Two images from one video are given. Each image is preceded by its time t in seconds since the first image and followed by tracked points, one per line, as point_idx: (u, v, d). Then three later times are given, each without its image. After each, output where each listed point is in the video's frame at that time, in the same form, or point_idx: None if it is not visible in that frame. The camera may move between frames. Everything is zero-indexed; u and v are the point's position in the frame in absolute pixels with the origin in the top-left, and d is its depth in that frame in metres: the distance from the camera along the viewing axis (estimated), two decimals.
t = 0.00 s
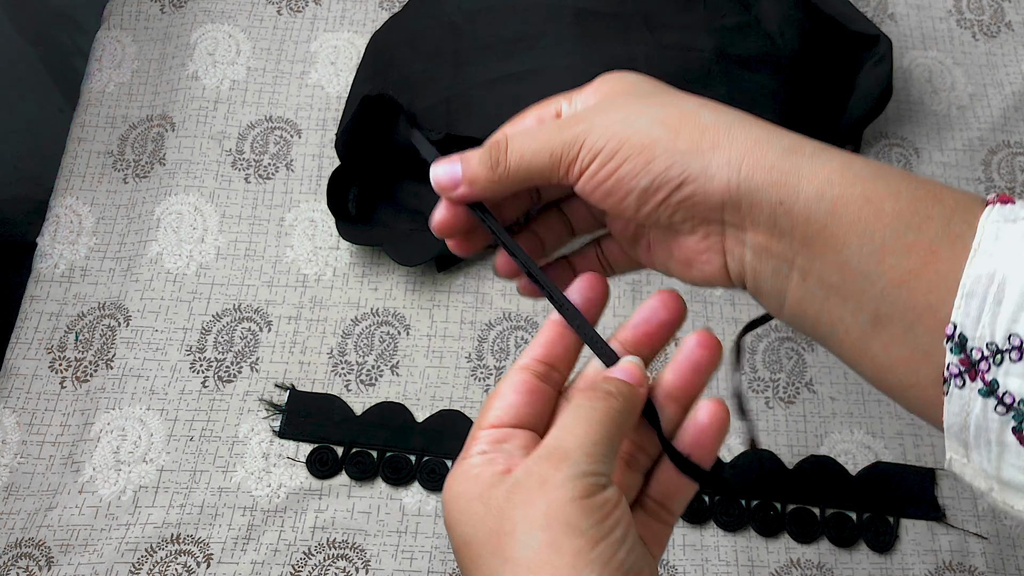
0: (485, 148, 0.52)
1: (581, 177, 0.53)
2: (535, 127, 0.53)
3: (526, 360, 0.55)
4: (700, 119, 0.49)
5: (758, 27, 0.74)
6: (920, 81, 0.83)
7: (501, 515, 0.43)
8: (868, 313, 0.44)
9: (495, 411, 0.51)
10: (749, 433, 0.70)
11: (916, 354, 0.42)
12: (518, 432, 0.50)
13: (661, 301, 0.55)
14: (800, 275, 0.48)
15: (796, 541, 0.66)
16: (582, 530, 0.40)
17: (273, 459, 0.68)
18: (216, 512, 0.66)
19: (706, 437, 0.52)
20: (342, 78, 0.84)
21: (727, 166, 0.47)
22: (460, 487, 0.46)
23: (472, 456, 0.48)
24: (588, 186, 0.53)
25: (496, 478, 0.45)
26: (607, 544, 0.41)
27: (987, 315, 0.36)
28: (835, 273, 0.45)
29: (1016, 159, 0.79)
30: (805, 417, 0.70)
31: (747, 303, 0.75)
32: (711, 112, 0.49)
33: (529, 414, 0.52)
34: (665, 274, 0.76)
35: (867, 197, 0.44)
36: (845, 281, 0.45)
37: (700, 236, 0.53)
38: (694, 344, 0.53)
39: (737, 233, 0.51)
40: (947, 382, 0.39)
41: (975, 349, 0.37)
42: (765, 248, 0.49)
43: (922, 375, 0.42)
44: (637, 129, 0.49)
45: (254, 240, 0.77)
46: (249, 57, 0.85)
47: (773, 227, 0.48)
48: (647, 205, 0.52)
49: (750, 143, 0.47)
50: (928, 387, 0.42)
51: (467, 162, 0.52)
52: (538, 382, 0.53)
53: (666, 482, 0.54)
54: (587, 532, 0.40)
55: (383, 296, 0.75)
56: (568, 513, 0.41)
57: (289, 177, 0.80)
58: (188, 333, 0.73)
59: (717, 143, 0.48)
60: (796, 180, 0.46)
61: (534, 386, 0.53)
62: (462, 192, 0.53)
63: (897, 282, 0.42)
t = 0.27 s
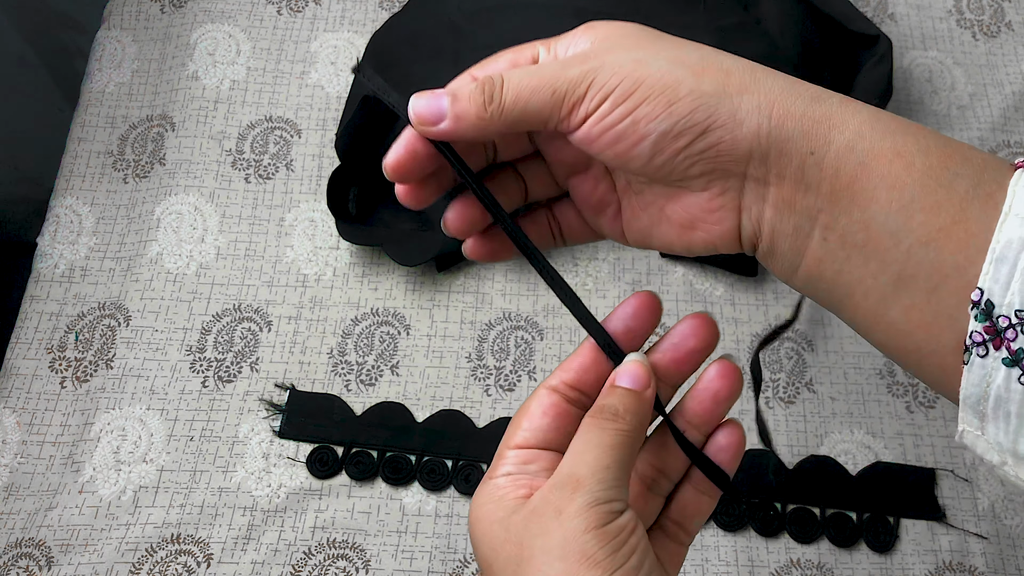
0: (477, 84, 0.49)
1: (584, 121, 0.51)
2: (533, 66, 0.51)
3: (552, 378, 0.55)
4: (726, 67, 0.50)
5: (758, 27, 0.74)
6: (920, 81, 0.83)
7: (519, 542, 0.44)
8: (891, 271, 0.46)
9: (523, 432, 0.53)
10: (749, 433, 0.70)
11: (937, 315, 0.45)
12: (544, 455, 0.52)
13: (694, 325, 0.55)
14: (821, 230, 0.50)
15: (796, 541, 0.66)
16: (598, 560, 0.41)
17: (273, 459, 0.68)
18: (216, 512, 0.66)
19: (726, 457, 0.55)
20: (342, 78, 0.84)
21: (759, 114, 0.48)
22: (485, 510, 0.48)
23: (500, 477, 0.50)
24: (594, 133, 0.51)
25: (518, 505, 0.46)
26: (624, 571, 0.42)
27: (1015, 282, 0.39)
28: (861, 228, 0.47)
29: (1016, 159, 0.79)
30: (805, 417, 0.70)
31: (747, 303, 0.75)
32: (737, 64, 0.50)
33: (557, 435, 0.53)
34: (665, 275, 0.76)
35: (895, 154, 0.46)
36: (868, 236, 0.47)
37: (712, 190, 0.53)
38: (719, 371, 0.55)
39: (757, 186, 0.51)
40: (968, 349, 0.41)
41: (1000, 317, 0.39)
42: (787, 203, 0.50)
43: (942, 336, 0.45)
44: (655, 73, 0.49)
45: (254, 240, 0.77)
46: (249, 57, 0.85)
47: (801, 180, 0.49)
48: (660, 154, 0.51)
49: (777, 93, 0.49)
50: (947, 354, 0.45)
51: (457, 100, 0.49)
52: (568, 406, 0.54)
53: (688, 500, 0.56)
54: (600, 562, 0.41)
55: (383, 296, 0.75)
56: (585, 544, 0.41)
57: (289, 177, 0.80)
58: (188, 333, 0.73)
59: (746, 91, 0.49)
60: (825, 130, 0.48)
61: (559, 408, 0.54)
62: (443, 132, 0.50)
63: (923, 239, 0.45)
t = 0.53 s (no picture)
0: (486, 63, 0.50)
1: (593, 103, 0.52)
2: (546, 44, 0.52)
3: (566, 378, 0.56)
4: (730, 52, 0.50)
5: (758, 27, 0.74)
6: (920, 81, 0.83)
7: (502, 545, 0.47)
8: (900, 273, 0.45)
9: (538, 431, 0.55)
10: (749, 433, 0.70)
11: (944, 318, 0.44)
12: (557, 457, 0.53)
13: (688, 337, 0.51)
14: (825, 227, 0.49)
15: (796, 541, 0.66)
16: None
17: (273, 459, 0.68)
18: (216, 512, 0.66)
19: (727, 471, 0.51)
20: (342, 78, 0.84)
21: (761, 108, 0.48)
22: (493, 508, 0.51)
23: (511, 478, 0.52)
24: (599, 112, 0.52)
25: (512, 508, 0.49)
26: None
27: None
28: (867, 227, 0.46)
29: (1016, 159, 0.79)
30: (805, 418, 0.70)
31: (747, 303, 0.75)
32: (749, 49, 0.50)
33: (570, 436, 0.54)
34: (665, 275, 0.76)
35: (905, 149, 0.45)
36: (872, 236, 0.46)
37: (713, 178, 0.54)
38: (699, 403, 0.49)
39: (756, 177, 0.51)
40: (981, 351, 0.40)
41: (1016, 319, 0.38)
42: (788, 197, 0.50)
43: (953, 338, 0.44)
44: (664, 57, 0.50)
45: (254, 240, 0.77)
46: (250, 57, 0.85)
47: (801, 174, 0.48)
48: (659, 139, 0.52)
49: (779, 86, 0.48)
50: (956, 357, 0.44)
51: (465, 80, 0.51)
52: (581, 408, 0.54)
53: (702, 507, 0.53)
54: None
55: (383, 296, 0.75)
56: (544, 556, 0.43)
57: (289, 177, 0.80)
58: (188, 333, 0.73)
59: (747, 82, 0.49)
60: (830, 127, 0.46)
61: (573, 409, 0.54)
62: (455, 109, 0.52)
63: (933, 239, 0.43)
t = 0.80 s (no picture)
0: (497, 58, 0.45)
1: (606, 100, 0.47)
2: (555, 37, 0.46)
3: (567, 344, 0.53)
4: (761, 39, 0.45)
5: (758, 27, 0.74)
6: (920, 81, 0.83)
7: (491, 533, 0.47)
8: (930, 267, 0.44)
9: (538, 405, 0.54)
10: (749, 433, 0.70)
11: (982, 314, 0.42)
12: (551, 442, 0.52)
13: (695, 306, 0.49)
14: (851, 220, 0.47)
15: (796, 541, 0.66)
16: None
17: (273, 459, 0.68)
18: (216, 512, 0.66)
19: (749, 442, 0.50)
20: (342, 78, 0.84)
21: (800, 95, 0.44)
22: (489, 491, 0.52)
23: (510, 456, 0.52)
24: (625, 113, 0.48)
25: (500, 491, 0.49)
26: None
27: None
28: (900, 220, 0.44)
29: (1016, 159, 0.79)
30: (805, 418, 0.70)
31: (747, 303, 0.75)
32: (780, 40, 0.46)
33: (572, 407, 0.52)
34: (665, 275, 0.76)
35: (941, 140, 0.43)
36: (909, 231, 0.44)
37: (742, 178, 0.49)
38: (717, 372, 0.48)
39: (789, 173, 0.47)
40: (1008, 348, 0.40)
41: None
42: (817, 192, 0.47)
43: (985, 335, 0.43)
44: (693, 46, 0.45)
45: (254, 240, 0.77)
46: (250, 57, 0.85)
47: (842, 164, 0.45)
48: (695, 137, 0.47)
49: (817, 73, 0.45)
50: (988, 353, 0.43)
51: (474, 72, 0.45)
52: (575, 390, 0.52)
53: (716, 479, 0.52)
54: None
55: (383, 296, 0.75)
56: (522, 559, 0.43)
57: (289, 177, 0.80)
58: (188, 333, 0.73)
59: (789, 71, 0.44)
60: (869, 114, 0.44)
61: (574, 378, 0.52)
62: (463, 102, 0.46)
63: (968, 234, 0.42)
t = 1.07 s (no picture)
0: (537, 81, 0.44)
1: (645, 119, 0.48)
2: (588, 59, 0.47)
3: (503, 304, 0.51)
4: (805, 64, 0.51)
5: (758, 27, 0.74)
6: (920, 81, 0.83)
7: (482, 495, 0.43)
8: (953, 267, 0.50)
9: (480, 368, 0.50)
10: (749, 433, 0.70)
11: (1001, 308, 0.49)
12: (506, 390, 0.49)
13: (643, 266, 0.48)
14: (886, 224, 0.52)
15: (796, 541, 0.66)
16: (558, 515, 0.40)
17: (273, 459, 0.68)
18: (216, 512, 0.66)
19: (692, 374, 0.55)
20: (342, 78, 0.84)
21: (845, 104, 0.51)
22: (450, 455, 0.46)
23: (464, 419, 0.47)
24: (677, 125, 0.47)
25: (481, 449, 0.44)
26: (590, 523, 0.40)
27: None
28: (925, 221, 0.51)
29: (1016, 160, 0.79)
30: (805, 418, 0.70)
31: (747, 303, 0.75)
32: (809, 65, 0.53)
33: (515, 367, 0.50)
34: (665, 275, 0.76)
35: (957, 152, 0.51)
36: (932, 233, 0.51)
37: (790, 192, 0.52)
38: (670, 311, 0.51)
39: (830, 182, 0.52)
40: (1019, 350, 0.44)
41: None
42: (856, 201, 0.52)
43: (1001, 325, 0.49)
44: (747, 59, 0.47)
45: (254, 240, 0.77)
46: (250, 57, 0.85)
47: (877, 171, 0.52)
48: (751, 145, 0.49)
49: (852, 87, 0.52)
50: (1004, 349, 0.49)
51: (509, 90, 0.43)
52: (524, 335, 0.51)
53: (660, 411, 0.56)
54: (564, 516, 0.40)
55: (383, 296, 0.75)
56: (555, 487, 0.40)
57: (289, 177, 0.80)
58: (188, 332, 0.73)
59: (828, 83, 0.51)
60: (895, 123, 0.52)
61: (515, 338, 0.50)
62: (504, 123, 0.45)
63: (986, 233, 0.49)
